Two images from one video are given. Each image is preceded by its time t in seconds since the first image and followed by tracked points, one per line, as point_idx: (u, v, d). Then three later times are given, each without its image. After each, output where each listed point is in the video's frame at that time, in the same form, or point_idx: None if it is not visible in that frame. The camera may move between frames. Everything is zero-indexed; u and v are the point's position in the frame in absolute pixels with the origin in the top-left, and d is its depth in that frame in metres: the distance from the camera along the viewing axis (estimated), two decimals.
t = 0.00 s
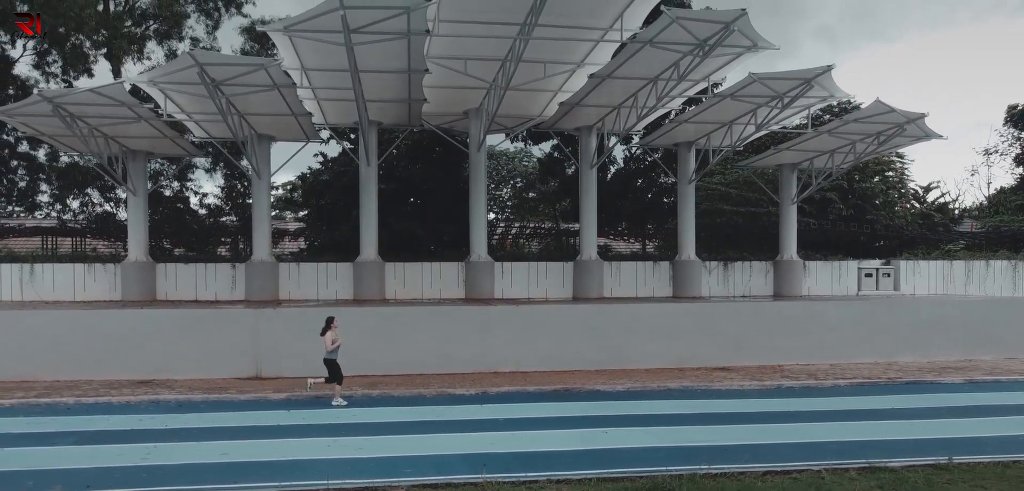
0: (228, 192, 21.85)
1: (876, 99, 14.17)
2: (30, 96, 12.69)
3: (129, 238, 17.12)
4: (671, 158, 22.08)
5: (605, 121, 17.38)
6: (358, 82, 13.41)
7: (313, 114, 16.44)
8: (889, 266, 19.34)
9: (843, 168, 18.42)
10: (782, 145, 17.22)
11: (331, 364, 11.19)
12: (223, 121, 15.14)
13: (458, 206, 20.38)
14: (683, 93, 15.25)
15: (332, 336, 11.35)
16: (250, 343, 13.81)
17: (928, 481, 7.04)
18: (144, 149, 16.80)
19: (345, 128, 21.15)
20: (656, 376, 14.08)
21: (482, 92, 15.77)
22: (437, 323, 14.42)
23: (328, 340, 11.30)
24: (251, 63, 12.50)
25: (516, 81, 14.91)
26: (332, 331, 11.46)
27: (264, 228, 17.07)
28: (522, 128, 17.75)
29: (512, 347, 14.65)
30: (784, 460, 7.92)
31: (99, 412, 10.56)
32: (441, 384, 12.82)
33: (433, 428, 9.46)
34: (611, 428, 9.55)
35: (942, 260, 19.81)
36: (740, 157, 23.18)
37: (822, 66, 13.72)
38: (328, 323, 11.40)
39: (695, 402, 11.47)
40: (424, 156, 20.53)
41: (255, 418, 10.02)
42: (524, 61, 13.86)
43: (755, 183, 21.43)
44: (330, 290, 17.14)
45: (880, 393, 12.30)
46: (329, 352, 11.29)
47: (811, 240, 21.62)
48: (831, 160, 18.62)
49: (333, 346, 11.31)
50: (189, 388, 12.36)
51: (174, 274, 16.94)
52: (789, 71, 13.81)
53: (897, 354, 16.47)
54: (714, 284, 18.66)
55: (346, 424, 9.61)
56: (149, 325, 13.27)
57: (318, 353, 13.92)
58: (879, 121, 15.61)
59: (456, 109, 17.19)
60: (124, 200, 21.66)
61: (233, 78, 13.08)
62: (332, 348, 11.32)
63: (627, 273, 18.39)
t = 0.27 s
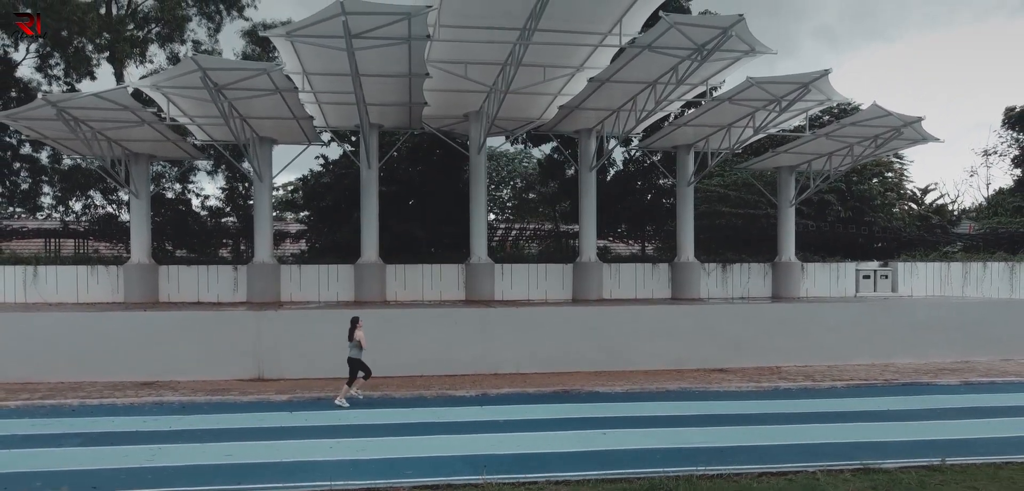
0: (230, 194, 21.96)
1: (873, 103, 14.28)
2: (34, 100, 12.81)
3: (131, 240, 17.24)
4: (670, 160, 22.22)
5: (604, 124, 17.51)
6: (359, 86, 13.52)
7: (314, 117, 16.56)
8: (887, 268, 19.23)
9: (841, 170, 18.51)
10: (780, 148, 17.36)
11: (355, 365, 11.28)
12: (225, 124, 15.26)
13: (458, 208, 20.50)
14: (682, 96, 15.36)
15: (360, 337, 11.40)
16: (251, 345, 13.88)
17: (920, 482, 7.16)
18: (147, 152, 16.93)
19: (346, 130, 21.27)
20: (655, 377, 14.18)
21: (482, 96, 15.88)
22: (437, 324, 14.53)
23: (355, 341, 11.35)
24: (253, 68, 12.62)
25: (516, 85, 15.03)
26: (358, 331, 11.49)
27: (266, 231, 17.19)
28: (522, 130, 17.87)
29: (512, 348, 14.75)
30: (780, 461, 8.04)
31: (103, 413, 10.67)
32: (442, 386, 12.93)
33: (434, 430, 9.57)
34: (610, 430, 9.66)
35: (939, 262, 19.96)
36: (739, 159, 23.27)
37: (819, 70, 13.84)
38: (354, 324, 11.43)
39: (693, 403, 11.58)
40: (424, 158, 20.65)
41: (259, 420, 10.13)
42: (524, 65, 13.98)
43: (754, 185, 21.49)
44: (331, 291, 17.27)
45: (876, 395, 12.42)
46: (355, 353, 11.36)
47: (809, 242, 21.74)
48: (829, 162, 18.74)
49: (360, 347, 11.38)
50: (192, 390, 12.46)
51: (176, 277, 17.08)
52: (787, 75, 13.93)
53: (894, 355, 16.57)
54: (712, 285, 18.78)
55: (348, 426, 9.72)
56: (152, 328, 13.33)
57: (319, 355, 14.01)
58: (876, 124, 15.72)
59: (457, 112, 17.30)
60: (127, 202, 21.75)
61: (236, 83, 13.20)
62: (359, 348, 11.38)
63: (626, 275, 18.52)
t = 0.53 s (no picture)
0: (232, 197, 22.07)
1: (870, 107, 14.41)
2: (38, 105, 12.94)
3: (134, 243, 17.37)
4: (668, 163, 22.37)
5: (603, 127, 17.64)
6: (360, 90, 13.64)
7: (316, 120, 16.68)
8: (885, 270, 19.29)
9: (839, 173, 18.67)
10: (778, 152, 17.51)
11: (382, 367, 11.56)
12: (227, 128, 15.38)
13: (458, 210, 20.61)
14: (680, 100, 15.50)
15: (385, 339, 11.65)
16: (253, 347, 13.98)
17: (914, 483, 7.28)
18: (149, 155, 17.06)
19: (347, 133, 21.40)
20: (653, 379, 14.29)
21: (482, 99, 16.01)
22: (437, 326, 14.63)
23: (381, 343, 11.60)
24: (255, 72, 12.75)
25: (516, 89, 15.15)
26: (383, 333, 11.74)
27: (267, 233, 17.32)
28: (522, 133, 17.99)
29: (512, 350, 14.86)
30: (776, 463, 8.16)
31: (106, 415, 10.78)
32: (442, 387, 13.04)
33: (435, 432, 9.68)
34: (609, 432, 9.78)
35: (936, 264, 20.10)
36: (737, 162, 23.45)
37: (817, 74, 13.97)
38: (378, 326, 11.65)
39: (691, 405, 11.70)
40: (425, 161, 20.78)
41: (262, 422, 10.25)
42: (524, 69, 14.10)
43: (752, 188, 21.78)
44: (332, 293, 17.42)
45: (873, 396, 12.54)
46: (381, 354, 11.62)
47: (806, 244, 21.88)
48: (827, 165, 18.87)
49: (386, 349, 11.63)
50: (195, 392, 12.58)
51: (178, 279, 17.25)
52: (785, 79, 14.05)
53: (891, 357, 16.67)
54: (711, 287, 18.93)
55: (350, 428, 9.84)
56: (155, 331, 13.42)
57: (319, 357, 14.10)
58: (873, 128, 15.86)
59: (457, 115, 17.42)
60: (129, 204, 21.90)
61: (238, 87, 13.33)
62: (382, 349, 11.63)
63: (625, 277, 18.62)
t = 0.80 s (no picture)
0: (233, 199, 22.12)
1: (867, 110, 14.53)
2: (42, 109, 13.06)
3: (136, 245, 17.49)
4: (667, 165, 22.47)
5: (603, 129, 17.76)
6: (362, 94, 13.76)
7: (317, 123, 16.79)
8: (882, 271, 19.72)
9: (837, 176, 18.79)
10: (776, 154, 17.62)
11: (404, 372, 11.60)
12: (229, 131, 15.49)
13: (458, 212, 20.73)
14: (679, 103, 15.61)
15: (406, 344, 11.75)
16: (255, 348, 14.08)
17: (907, 484, 7.41)
18: (152, 158, 17.18)
19: (348, 135, 21.50)
20: (652, 381, 14.40)
21: (482, 102, 16.12)
22: (438, 328, 14.72)
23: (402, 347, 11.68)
24: (258, 77, 12.86)
25: (516, 92, 15.26)
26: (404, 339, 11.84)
27: (269, 235, 17.44)
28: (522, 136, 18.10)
29: (512, 352, 14.96)
30: (773, 464, 8.28)
31: (111, 416, 10.90)
32: (443, 389, 13.15)
33: (436, 433, 9.80)
34: (608, 433, 9.89)
35: (934, 266, 20.24)
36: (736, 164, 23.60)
37: (814, 79, 14.09)
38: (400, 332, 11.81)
39: (690, 407, 11.81)
40: (425, 163, 20.86)
41: (264, 423, 10.36)
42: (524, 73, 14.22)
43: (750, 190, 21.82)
44: (333, 295, 17.57)
45: (870, 398, 12.65)
46: (403, 360, 11.67)
47: (805, 245, 21.98)
48: (825, 168, 18.99)
49: (407, 354, 11.68)
50: (198, 393, 12.69)
51: (181, 281, 17.41)
52: (782, 84, 14.17)
53: (889, 358, 16.78)
54: (709, 289, 19.07)
55: (352, 429, 9.95)
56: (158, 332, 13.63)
57: (320, 358, 14.20)
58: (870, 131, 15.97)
59: (457, 118, 17.53)
60: (131, 206, 22.00)
61: (241, 91, 13.45)
62: (404, 355, 11.65)
63: (625, 279, 18.77)
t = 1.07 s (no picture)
0: (236, 202, 22.13)
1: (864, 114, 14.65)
2: (47, 113, 13.19)
3: (139, 247, 17.61)
4: (666, 167, 22.54)
5: (602, 132, 17.88)
6: (363, 98, 13.88)
7: (318, 126, 16.90)
8: (880, 273, 19.88)
9: (835, 178, 18.91)
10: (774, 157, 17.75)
11: (424, 367, 11.88)
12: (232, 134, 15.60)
13: (458, 214, 20.87)
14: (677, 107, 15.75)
15: (426, 341, 12.08)
16: (258, 350, 14.20)
17: (901, 485, 7.54)
18: (154, 161, 17.30)
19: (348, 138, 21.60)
20: (651, 382, 14.52)
21: (483, 106, 16.24)
22: (439, 330, 14.80)
23: (422, 344, 12.00)
24: (260, 81, 13.00)
25: (516, 96, 15.38)
26: (426, 336, 12.18)
27: (270, 238, 17.57)
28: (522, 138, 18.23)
29: (512, 354, 15.07)
30: (770, 465, 8.41)
31: (115, 418, 11.02)
32: (444, 390, 13.27)
33: (437, 435, 9.92)
34: (607, 434, 10.01)
35: (931, 268, 20.38)
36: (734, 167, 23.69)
37: (812, 83, 14.20)
38: (422, 329, 12.13)
39: (689, 408, 11.92)
40: (425, 166, 20.92)
41: (268, 425, 10.48)
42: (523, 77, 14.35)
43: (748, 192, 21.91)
44: (335, 297, 17.73)
45: (867, 399, 12.78)
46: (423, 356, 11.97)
47: (803, 247, 22.10)
48: (823, 170, 19.10)
49: (428, 351, 11.98)
50: (201, 395, 12.81)
51: (183, 283, 17.56)
52: (780, 88, 14.29)
53: (886, 359, 16.89)
54: (708, 290, 19.21)
55: (355, 431, 10.06)
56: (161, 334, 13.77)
57: (322, 359, 14.31)
58: (867, 134, 16.10)
59: (458, 121, 17.64)
60: (133, 208, 22.10)
61: (243, 95, 13.58)
62: (427, 352, 11.96)
63: (624, 280, 18.94)
